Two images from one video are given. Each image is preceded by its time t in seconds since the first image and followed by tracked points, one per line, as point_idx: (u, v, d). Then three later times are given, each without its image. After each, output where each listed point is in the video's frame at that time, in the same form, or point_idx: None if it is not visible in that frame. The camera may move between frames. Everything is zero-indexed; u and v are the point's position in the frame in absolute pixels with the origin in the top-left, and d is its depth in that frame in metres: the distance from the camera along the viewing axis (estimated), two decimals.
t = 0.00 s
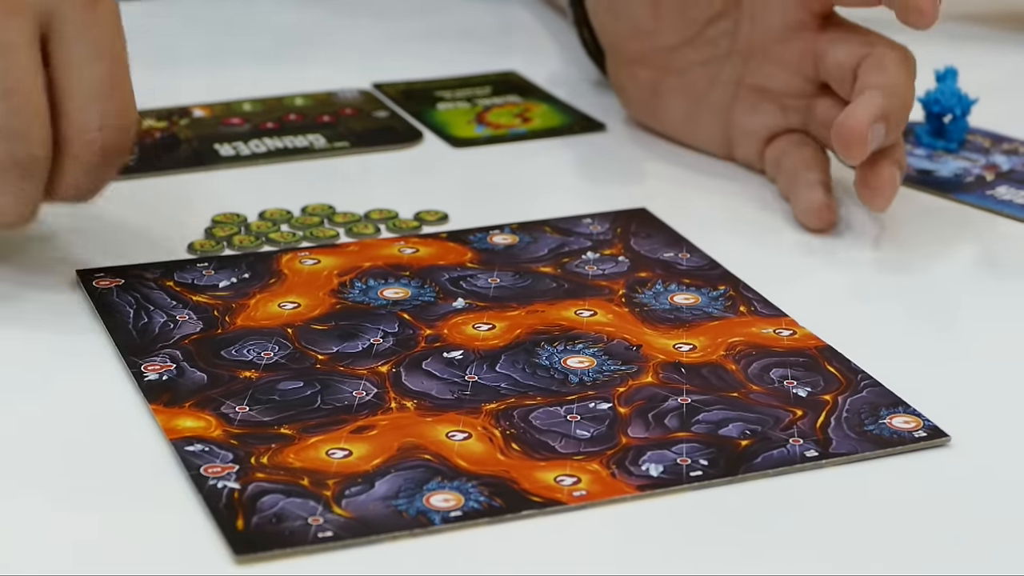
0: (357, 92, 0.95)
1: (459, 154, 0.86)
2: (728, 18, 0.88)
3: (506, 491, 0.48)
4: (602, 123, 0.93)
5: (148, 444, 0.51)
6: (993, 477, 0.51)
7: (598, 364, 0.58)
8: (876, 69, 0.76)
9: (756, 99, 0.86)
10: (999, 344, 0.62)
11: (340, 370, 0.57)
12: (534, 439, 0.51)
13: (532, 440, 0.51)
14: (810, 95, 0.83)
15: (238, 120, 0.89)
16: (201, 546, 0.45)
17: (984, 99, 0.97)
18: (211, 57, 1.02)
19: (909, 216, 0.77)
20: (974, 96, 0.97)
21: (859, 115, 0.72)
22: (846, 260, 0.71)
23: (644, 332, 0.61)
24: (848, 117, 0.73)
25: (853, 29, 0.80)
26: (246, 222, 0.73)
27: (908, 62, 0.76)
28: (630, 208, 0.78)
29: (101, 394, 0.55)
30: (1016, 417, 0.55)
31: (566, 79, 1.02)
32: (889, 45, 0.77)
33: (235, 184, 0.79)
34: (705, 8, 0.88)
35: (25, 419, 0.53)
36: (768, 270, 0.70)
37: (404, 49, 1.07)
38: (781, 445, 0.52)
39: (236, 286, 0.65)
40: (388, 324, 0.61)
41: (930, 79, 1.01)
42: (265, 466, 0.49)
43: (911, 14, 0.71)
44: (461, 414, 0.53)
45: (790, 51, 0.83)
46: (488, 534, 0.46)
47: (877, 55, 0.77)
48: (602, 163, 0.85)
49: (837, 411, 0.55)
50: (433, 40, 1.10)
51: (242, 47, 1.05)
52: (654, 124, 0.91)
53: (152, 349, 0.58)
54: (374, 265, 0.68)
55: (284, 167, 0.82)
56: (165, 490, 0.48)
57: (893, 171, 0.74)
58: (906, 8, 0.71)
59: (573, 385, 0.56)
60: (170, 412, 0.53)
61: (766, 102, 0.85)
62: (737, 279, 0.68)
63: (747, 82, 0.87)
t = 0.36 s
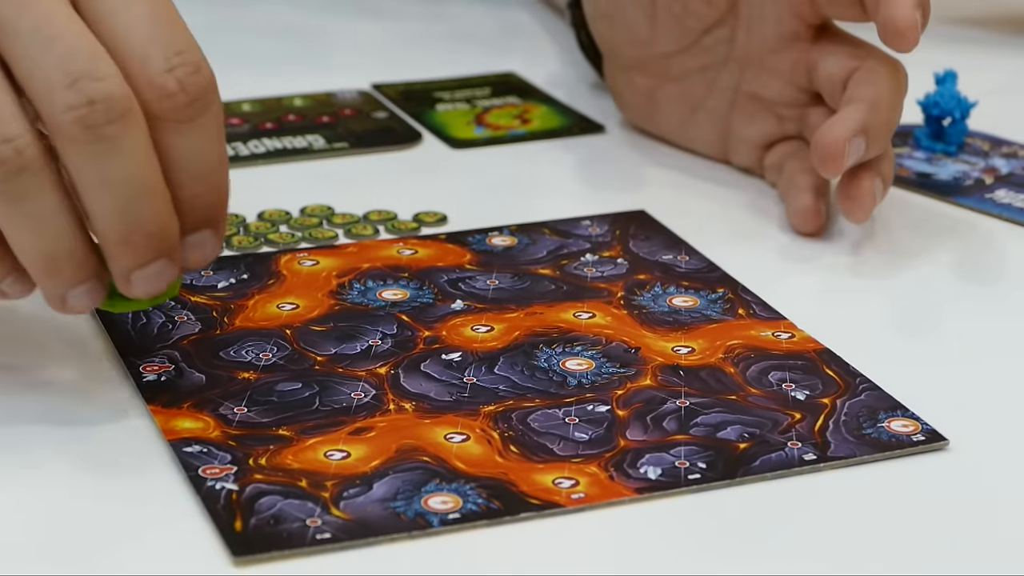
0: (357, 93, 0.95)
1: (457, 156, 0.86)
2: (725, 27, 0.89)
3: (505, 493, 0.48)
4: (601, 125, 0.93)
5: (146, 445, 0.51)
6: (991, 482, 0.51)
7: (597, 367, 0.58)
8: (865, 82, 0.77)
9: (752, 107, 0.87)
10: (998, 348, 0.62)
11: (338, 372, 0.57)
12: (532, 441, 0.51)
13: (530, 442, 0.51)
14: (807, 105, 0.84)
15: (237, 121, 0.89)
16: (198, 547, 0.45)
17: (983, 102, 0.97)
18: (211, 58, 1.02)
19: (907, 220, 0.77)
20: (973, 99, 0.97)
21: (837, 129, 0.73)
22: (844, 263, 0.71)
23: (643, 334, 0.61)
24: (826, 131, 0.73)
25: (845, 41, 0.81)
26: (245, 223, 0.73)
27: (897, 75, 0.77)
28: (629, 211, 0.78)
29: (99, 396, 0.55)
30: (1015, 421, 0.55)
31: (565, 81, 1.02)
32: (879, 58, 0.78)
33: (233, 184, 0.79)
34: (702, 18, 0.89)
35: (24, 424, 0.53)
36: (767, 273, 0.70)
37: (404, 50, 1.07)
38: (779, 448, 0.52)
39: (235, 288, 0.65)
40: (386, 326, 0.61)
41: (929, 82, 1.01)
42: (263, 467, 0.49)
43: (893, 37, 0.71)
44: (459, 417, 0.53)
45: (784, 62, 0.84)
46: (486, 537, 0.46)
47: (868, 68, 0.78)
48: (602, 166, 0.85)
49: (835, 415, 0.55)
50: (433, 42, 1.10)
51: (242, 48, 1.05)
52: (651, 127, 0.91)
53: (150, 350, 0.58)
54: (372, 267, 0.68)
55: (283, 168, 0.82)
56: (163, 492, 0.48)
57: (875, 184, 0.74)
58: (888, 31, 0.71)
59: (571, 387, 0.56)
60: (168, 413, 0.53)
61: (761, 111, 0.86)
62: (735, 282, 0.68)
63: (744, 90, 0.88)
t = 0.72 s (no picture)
0: (355, 95, 0.95)
1: (456, 157, 0.86)
2: (724, 30, 0.89)
3: (505, 494, 0.48)
4: (600, 126, 0.93)
5: (145, 447, 0.51)
6: (991, 482, 0.51)
7: (597, 368, 0.58)
8: (860, 86, 0.77)
9: (751, 110, 0.87)
10: (998, 348, 0.62)
11: (337, 373, 0.57)
12: (532, 442, 0.51)
13: (530, 443, 0.51)
14: (805, 107, 0.84)
15: (236, 122, 0.89)
16: (197, 548, 0.45)
17: (982, 103, 0.97)
18: (209, 60, 1.02)
19: (907, 221, 0.77)
20: (972, 100, 0.97)
21: (828, 133, 0.73)
22: (845, 264, 0.71)
23: (642, 335, 0.61)
24: (818, 134, 0.73)
25: (842, 44, 0.81)
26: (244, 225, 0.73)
27: (892, 78, 0.77)
28: (628, 212, 0.78)
29: (98, 398, 0.55)
30: (1015, 422, 0.55)
31: (564, 82, 1.02)
32: (875, 60, 0.78)
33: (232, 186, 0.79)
34: (699, 20, 0.89)
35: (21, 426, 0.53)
36: (766, 274, 0.70)
37: (403, 52, 1.07)
38: (779, 449, 0.52)
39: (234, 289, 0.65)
40: (385, 327, 0.61)
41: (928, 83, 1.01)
42: (263, 469, 0.49)
43: (885, 40, 0.71)
44: (459, 418, 0.53)
45: (782, 65, 0.84)
46: (487, 538, 0.46)
47: (863, 71, 0.78)
48: (600, 167, 0.85)
49: (835, 415, 0.55)
50: (431, 43, 1.10)
51: (241, 50, 1.05)
52: (650, 129, 0.91)
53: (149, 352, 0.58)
54: (371, 268, 0.68)
55: (282, 170, 0.82)
56: (162, 492, 0.48)
57: (868, 186, 0.74)
58: (879, 34, 0.71)
59: (571, 389, 0.56)
60: (167, 415, 0.53)
61: (760, 113, 0.86)
62: (734, 282, 0.68)
63: (743, 93, 0.88)
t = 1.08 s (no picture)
0: (354, 96, 0.95)
1: (455, 158, 0.86)
2: (724, 31, 0.88)
3: (505, 495, 0.48)
4: (599, 127, 0.93)
5: (145, 448, 0.51)
6: (991, 482, 0.51)
7: (596, 368, 0.58)
8: (857, 88, 0.77)
9: (750, 110, 0.87)
10: (997, 348, 0.62)
11: (337, 374, 0.57)
12: (532, 443, 0.51)
13: (530, 444, 0.51)
14: (804, 108, 0.84)
15: (235, 124, 0.89)
16: (197, 549, 0.45)
17: (982, 102, 0.97)
18: (208, 61, 1.02)
19: (905, 220, 0.77)
20: (971, 99, 0.97)
21: (822, 136, 0.73)
22: (843, 263, 0.71)
23: (641, 335, 0.61)
24: (812, 138, 0.73)
25: (841, 45, 0.81)
26: (243, 226, 0.73)
27: (889, 80, 0.77)
28: (627, 212, 0.78)
29: (98, 400, 0.55)
30: (1015, 421, 0.55)
31: (563, 83, 1.02)
32: (873, 62, 0.78)
33: (231, 187, 0.79)
34: (698, 22, 0.89)
35: (22, 428, 0.53)
36: (765, 274, 0.70)
37: (402, 53, 1.07)
38: (779, 449, 0.52)
39: (233, 291, 0.65)
40: (385, 328, 0.61)
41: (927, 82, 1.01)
42: (263, 470, 0.49)
43: (885, 46, 0.71)
44: (459, 419, 0.53)
45: (782, 66, 0.84)
46: (486, 539, 0.46)
47: (860, 73, 0.78)
48: (599, 167, 0.85)
49: (834, 415, 0.55)
50: (430, 44, 1.10)
51: (239, 51, 1.05)
52: (649, 129, 0.91)
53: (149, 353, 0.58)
54: (371, 269, 0.68)
55: (281, 171, 0.82)
56: (161, 494, 0.48)
57: (862, 188, 0.74)
58: (879, 40, 0.71)
59: (570, 389, 0.56)
60: (167, 417, 0.53)
61: (759, 113, 0.86)
62: (733, 282, 0.68)
63: (743, 93, 0.88)
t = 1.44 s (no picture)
0: (354, 96, 0.95)
1: (455, 158, 0.86)
2: (724, 31, 0.88)
3: (504, 495, 0.48)
4: (598, 127, 0.93)
5: (143, 448, 0.51)
6: (991, 482, 0.51)
7: (595, 368, 0.58)
8: (855, 89, 0.77)
9: (749, 111, 0.87)
10: (997, 348, 0.62)
11: (336, 374, 0.57)
12: (531, 443, 0.51)
13: (529, 444, 0.51)
14: (805, 108, 0.84)
15: (235, 124, 0.89)
16: (195, 548, 0.45)
17: (982, 102, 0.98)
18: (208, 61, 1.02)
19: (904, 220, 0.77)
20: (971, 99, 0.97)
21: (819, 134, 0.73)
22: (842, 263, 0.71)
23: (641, 335, 0.61)
24: (808, 135, 0.73)
25: (842, 46, 0.81)
26: (243, 226, 0.73)
27: (887, 81, 0.77)
28: (626, 212, 0.78)
29: (97, 400, 0.55)
30: (1014, 421, 0.55)
31: (562, 83, 1.02)
32: (873, 63, 0.78)
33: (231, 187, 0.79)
34: (698, 23, 0.89)
35: (19, 427, 0.53)
36: (765, 275, 0.70)
37: (402, 53, 1.07)
38: (779, 449, 0.52)
39: (233, 291, 0.65)
40: (384, 328, 0.61)
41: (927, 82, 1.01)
42: (263, 470, 0.49)
43: (884, 50, 0.71)
44: (458, 418, 0.53)
45: (781, 66, 0.84)
46: (485, 539, 0.46)
47: (859, 74, 0.78)
48: (599, 167, 0.85)
49: (833, 415, 0.55)
50: (431, 44, 1.10)
51: (239, 52, 1.05)
52: (649, 129, 0.92)
53: (149, 353, 0.58)
54: (370, 269, 0.68)
55: (280, 171, 0.82)
56: (160, 494, 0.48)
57: (858, 189, 0.74)
58: (879, 43, 0.71)
59: (569, 389, 0.56)
60: (166, 417, 0.53)
61: (758, 113, 0.86)
62: (732, 282, 0.68)
63: (742, 93, 0.88)
